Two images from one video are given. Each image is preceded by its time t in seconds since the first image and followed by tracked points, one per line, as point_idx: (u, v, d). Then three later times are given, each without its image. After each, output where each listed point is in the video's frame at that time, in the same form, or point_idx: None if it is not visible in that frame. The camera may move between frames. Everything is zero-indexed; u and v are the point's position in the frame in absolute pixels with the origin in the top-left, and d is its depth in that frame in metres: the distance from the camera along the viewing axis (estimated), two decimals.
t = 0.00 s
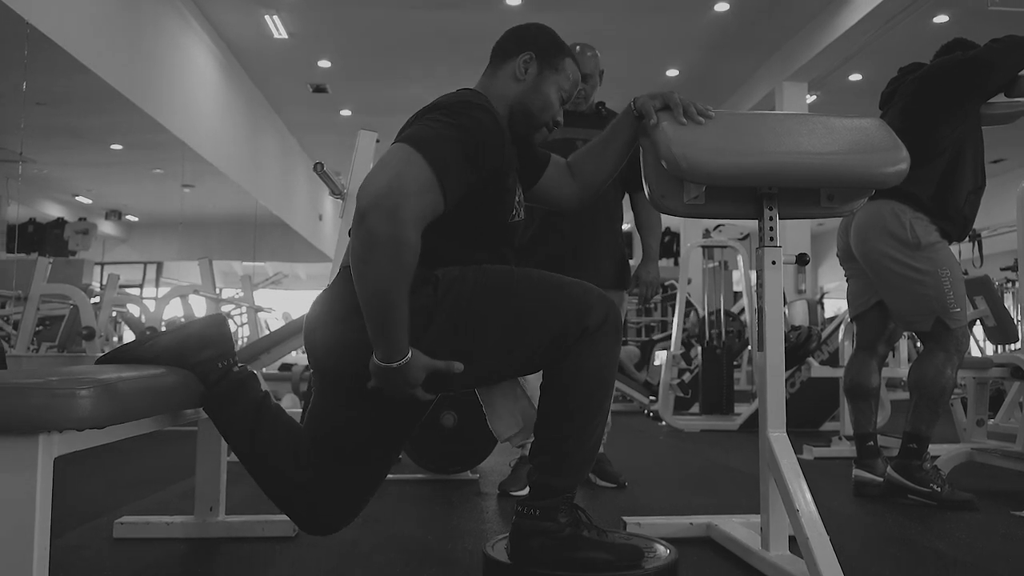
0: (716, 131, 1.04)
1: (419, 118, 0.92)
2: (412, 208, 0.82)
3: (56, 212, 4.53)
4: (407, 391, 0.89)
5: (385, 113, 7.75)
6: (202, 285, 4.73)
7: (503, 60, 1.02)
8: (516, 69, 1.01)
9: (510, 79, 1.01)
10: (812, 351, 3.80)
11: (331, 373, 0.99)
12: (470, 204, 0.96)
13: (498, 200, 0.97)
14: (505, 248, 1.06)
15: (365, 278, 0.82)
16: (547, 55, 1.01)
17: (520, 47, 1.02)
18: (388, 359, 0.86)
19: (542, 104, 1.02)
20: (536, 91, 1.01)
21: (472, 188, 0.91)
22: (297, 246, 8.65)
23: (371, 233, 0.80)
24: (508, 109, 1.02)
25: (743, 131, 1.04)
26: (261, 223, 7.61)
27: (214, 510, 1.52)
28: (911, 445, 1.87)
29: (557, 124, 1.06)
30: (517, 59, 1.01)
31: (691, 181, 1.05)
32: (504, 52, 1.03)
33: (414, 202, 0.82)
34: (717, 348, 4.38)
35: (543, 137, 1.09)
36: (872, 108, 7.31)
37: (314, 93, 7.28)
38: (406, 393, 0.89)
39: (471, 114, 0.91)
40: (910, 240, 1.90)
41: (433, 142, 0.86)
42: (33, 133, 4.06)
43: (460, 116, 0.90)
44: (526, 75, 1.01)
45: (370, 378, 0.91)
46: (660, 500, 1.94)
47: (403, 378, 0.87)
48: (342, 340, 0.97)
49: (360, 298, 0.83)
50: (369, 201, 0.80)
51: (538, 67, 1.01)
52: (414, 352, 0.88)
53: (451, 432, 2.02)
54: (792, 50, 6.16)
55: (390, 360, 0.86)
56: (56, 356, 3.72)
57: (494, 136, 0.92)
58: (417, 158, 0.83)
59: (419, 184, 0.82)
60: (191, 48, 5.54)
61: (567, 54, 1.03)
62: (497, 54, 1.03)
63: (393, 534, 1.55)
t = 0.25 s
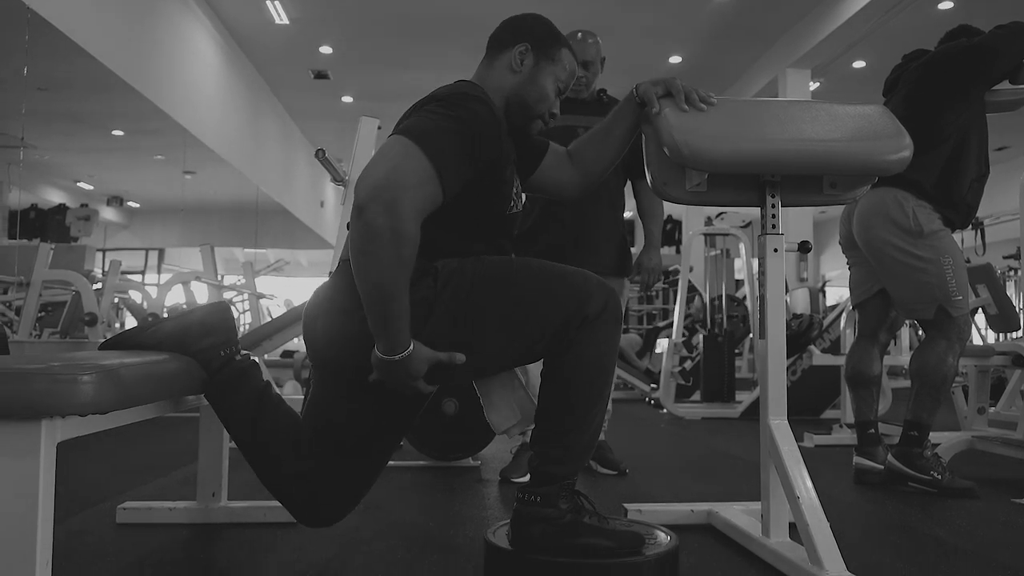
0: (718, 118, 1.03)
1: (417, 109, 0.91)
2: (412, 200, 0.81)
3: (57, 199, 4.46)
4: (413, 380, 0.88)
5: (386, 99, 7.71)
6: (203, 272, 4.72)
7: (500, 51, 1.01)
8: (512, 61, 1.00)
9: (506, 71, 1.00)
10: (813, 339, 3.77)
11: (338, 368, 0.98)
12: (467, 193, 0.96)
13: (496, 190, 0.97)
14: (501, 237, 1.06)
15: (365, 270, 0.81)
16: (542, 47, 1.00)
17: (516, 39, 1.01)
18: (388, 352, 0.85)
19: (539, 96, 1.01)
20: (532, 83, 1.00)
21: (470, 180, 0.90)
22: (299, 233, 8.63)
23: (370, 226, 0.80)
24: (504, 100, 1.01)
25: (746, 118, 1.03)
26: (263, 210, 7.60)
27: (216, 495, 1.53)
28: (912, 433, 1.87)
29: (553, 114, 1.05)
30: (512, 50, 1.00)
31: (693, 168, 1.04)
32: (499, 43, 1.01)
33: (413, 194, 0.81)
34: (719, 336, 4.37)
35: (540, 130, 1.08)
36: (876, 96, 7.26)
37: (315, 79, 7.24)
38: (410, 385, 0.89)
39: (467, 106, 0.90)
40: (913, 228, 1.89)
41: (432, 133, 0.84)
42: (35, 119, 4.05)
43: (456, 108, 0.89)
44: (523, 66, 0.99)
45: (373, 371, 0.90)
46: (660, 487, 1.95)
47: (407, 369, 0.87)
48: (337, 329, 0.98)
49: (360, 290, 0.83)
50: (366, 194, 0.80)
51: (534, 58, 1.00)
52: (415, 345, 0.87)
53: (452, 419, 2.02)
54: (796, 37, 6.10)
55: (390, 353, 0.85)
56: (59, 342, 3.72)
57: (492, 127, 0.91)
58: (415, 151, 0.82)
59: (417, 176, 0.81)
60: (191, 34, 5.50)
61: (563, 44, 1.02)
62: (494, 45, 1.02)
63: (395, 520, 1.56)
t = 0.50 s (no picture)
0: (720, 109, 1.02)
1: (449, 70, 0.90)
2: (446, 163, 0.81)
3: (59, 190, 4.45)
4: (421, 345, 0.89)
5: (386, 90, 7.68)
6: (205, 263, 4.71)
7: (527, 16, 1.00)
8: (539, 27, 0.99)
9: (532, 37, 0.99)
10: (815, 330, 3.71)
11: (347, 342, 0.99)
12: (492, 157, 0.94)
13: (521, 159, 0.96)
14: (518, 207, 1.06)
15: (393, 232, 0.82)
16: (571, 15, 0.99)
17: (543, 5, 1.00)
18: (401, 315, 0.86)
19: (563, 65, 1.00)
20: (558, 50, 0.99)
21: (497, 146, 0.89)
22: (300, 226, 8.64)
23: (403, 186, 0.80)
24: (529, 66, 1.00)
25: (749, 109, 1.02)
26: (264, 201, 7.59)
27: (219, 486, 1.54)
28: (913, 424, 1.87)
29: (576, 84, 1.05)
30: (539, 17, 0.99)
31: (695, 159, 1.03)
32: (527, 9, 1.00)
33: (448, 157, 0.81)
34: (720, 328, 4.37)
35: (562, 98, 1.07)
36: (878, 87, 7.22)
37: (316, 70, 7.21)
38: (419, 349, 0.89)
39: (502, 70, 0.89)
40: (916, 219, 1.88)
41: (467, 96, 0.84)
42: (36, 110, 4.04)
43: (490, 70, 0.88)
44: (549, 33, 0.99)
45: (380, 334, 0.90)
46: (661, 478, 1.96)
47: (418, 334, 0.87)
48: (352, 289, 0.99)
49: (385, 250, 0.83)
50: (402, 154, 0.80)
51: (561, 25, 0.99)
52: (428, 310, 0.88)
53: (452, 410, 2.04)
54: (798, 27, 6.07)
55: (404, 315, 0.86)
56: (60, 333, 3.73)
57: (526, 93, 0.90)
58: (451, 112, 0.82)
59: (453, 138, 0.81)
60: (192, 24, 5.47)
61: (591, 15, 1.02)
62: (521, 10, 1.01)
63: (397, 511, 1.57)
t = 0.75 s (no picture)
0: (724, 103, 1.02)
1: None
2: (476, 85, 0.81)
3: (61, 185, 4.47)
4: (426, 270, 0.90)
5: (388, 85, 7.67)
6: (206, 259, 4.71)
7: None
8: None
9: None
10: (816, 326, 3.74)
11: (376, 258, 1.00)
12: (522, 90, 0.92)
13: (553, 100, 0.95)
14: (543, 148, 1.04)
15: (416, 150, 0.82)
16: None
17: None
18: (412, 235, 0.87)
19: None
20: None
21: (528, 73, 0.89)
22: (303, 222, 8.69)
23: (434, 105, 0.81)
24: None
25: (753, 105, 1.02)
26: (266, 196, 7.59)
27: (221, 482, 1.54)
28: (915, 420, 1.87)
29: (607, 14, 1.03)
30: None
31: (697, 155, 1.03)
32: None
33: (477, 80, 0.81)
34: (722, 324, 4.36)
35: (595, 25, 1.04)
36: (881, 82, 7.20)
37: (317, 65, 7.20)
38: (423, 272, 0.91)
39: None
40: (918, 215, 1.88)
41: (502, 20, 0.83)
42: (38, 106, 4.05)
43: None
44: None
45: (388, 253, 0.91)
46: (663, 473, 1.96)
47: (426, 256, 0.89)
48: (370, 199, 0.99)
49: (406, 166, 0.84)
50: (435, 71, 0.80)
51: None
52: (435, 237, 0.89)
53: (454, 407, 2.05)
54: (800, 22, 6.04)
55: (413, 236, 0.87)
56: (63, 328, 3.74)
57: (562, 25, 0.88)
58: (484, 32, 0.82)
59: (485, 59, 0.81)
60: (193, 19, 5.47)
61: None
62: None
63: (399, 506, 1.57)
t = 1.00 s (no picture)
0: (728, 101, 1.02)
1: None
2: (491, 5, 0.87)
3: (63, 182, 4.46)
4: (436, 194, 0.97)
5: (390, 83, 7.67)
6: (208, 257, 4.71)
7: None
8: None
9: None
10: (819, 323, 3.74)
11: (397, 196, 1.08)
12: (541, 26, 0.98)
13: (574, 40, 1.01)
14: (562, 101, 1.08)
15: (433, 62, 0.90)
16: None
17: None
18: (424, 155, 0.94)
19: None
20: None
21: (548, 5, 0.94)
22: (307, 221, 8.77)
23: (449, 18, 0.88)
24: None
25: (757, 102, 1.02)
26: (269, 194, 7.60)
27: (223, 479, 1.54)
28: (917, 418, 1.86)
29: None
30: None
31: (699, 152, 1.02)
32: None
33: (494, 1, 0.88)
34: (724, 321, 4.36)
35: None
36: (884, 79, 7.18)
37: (319, 63, 7.19)
38: (433, 196, 0.98)
39: None
40: (921, 213, 1.87)
41: None
42: (39, 104, 4.06)
43: None
44: None
45: (405, 173, 0.99)
46: (665, 471, 1.96)
47: (437, 176, 0.96)
48: (391, 124, 1.05)
49: (424, 82, 0.91)
50: None
51: None
52: (450, 161, 0.96)
53: (457, 404, 2.05)
54: (803, 19, 6.02)
55: (427, 156, 0.94)
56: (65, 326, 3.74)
57: None
58: None
59: None
60: (195, 17, 5.46)
61: None
62: None
63: (402, 503, 1.57)
